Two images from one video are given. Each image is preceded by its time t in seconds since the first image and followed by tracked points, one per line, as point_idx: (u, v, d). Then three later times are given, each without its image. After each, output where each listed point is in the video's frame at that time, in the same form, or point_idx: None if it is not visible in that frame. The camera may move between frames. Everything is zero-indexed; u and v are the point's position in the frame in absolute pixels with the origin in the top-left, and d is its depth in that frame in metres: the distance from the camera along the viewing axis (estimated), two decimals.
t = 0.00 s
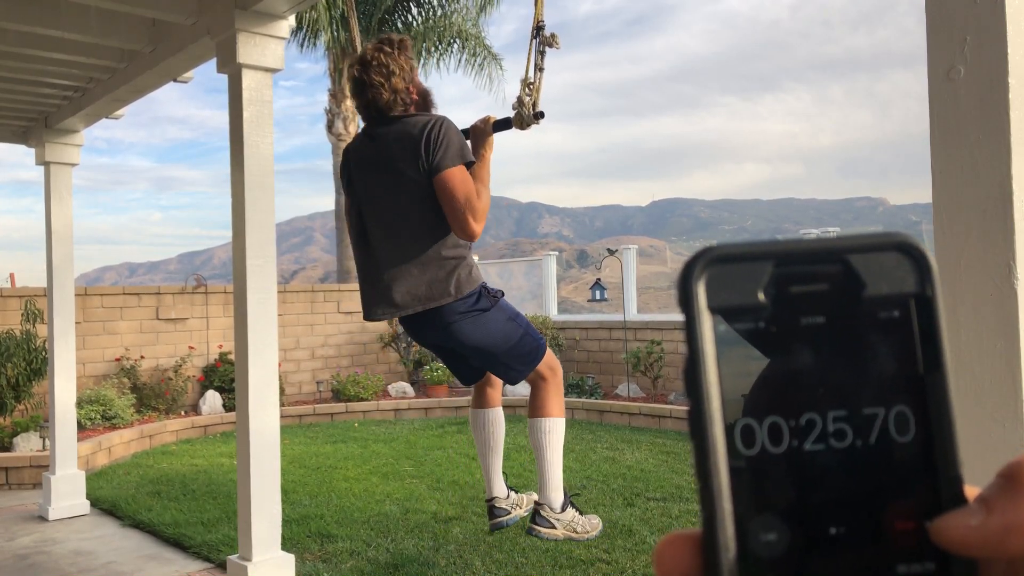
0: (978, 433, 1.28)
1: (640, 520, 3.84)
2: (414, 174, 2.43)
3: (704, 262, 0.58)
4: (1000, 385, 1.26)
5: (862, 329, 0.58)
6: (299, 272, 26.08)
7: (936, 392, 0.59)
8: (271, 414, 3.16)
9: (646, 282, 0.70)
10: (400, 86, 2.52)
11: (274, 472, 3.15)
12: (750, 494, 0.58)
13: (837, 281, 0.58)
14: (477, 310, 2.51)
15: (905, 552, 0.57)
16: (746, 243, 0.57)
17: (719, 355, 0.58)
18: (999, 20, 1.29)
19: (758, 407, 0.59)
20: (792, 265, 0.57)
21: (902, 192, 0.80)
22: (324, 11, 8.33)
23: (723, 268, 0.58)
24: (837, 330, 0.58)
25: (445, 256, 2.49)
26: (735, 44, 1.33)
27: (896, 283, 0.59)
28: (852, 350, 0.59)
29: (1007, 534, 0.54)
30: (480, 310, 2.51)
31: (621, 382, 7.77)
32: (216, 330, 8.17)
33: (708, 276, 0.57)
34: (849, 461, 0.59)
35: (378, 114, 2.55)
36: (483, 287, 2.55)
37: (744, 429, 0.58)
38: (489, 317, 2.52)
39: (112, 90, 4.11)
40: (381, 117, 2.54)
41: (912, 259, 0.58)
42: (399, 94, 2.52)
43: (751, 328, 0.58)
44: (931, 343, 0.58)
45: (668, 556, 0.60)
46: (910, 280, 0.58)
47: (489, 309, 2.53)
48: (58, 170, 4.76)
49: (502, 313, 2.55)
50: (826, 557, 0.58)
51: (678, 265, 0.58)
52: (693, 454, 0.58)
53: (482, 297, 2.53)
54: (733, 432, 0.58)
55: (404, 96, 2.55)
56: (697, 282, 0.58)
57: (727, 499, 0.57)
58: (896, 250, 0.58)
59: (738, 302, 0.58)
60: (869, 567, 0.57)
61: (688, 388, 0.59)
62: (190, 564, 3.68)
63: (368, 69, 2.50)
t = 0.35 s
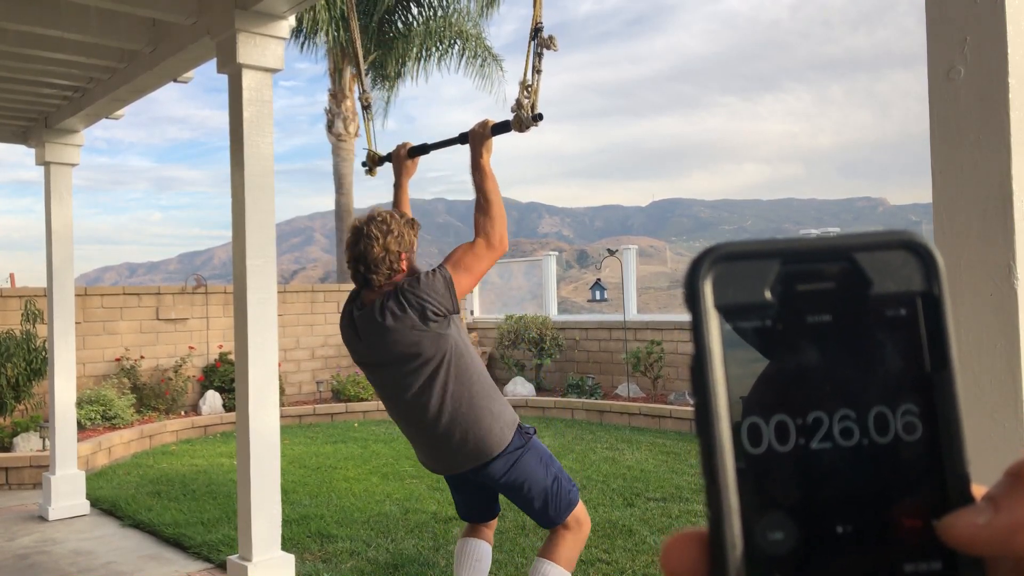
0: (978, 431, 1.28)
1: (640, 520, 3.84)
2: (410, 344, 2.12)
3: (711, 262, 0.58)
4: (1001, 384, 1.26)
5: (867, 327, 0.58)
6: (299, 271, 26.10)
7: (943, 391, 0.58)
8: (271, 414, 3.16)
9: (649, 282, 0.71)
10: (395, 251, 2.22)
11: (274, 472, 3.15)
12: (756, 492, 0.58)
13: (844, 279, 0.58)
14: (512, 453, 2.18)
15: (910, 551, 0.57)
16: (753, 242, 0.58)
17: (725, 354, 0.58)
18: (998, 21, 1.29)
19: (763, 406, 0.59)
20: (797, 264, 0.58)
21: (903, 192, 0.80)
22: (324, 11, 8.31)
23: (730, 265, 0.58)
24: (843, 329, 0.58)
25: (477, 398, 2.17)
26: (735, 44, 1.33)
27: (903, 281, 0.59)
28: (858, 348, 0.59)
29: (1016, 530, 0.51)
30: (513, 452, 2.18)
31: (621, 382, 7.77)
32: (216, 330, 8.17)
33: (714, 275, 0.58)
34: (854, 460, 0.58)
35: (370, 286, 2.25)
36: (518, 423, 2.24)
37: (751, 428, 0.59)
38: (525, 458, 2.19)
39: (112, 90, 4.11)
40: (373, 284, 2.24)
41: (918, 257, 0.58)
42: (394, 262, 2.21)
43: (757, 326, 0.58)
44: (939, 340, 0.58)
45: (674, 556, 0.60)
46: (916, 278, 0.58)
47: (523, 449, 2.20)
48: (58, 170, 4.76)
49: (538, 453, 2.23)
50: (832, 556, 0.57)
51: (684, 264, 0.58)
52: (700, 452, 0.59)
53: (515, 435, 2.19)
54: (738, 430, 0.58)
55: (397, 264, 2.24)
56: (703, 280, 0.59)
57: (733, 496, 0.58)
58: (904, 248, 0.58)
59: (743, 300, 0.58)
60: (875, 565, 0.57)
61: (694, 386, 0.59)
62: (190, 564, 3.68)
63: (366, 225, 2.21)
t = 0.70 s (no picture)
0: (978, 431, 1.28)
1: (640, 520, 3.84)
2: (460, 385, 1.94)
3: (706, 264, 0.57)
4: (1000, 384, 1.26)
5: (864, 330, 0.59)
6: (299, 271, 26.10)
7: (941, 393, 0.58)
8: (271, 414, 3.17)
9: (648, 282, 0.71)
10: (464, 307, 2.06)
11: (274, 472, 3.15)
12: (752, 497, 0.57)
13: (840, 281, 0.58)
14: (511, 541, 1.98)
15: (909, 554, 0.57)
16: (749, 245, 0.57)
17: (722, 356, 0.58)
18: (999, 21, 1.29)
19: (759, 407, 0.58)
20: (794, 265, 0.57)
21: (902, 193, 0.81)
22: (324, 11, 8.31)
23: (725, 268, 0.57)
24: (839, 331, 0.58)
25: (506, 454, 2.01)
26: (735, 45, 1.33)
27: (898, 283, 0.58)
28: (854, 350, 0.59)
29: (1014, 532, 0.55)
30: (513, 540, 1.98)
31: (621, 382, 7.76)
32: (216, 330, 8.17)
33: (709, 278, 0.57)
34: (851, 463, 0.59)
35: (432, 329, 2.07)
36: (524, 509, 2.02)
37: (747, 431, 0.58)
38: (523, 549, 1.99)
39: (112, 90, 4.11)
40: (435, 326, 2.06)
41: (915, 259, 0.58)
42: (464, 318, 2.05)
43: (755, 329, 0.58)
44: (935, 342, 0.58)
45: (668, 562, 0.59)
46: (912, 280, 0.58)
47: (524, 540, 2.00)
48: (58, 170, 4.76)
49: (538, 548, 2.02)
50: (828, 558, 0.57)
51: (681, 266, 0.57)
52: (696, 458, 0.58)
53: (518, 525, 1.99)
54: (735, 435, 0.58)
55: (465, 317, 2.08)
56: (699, 282, 0.57)
57: (730, 502, 0.57)
58: (900, 249, 0.58)
59: (741, 303, 0.58)
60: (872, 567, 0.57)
61: (691, 392, 0.58)
62: (190, 564, 3.68)
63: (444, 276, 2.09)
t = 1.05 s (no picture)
0: (979, 429, 1.27)
1: (640, 520, 3.84)
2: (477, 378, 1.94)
3: (697, 267, 0.57)
4: (999, 384, 1.26)
5: (855, 332, 0.58)
6: (298, 271, 26.10)
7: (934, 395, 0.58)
8: (271, 414, 3.17)
9: (648, 282, 0.69)
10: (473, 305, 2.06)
11: (274, 472, 3.15)
12: (744, 500, 0.58)
13: (830, 283, 0.58)
14: (504, 545, 1.97)
15: (899, 557, 0.56)
16: (738, 247, 0.57)
17: (713, 358, 0.58)
18: (999, 21, 1.29)
19: (750, 411, 0.59)
20: (784, 267, 0.57)
21: (902, 193, 0.81)
22: (324, 11, 8.30)
23: (715, 271, 0.57)
24: (830, 333, 0.58)
25: (517, 447, 2.01)
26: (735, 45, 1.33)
27: (890, 285, 0.58)
28: (845, 352, 0.59)
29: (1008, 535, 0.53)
30: (506, 545, 1.97)
31: (621, 382, 7.76)
32: (216, 330, 8.17)
33: (699, 282, 0.57)
34: (844, 466, 0.58)
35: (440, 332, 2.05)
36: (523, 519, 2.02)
37: (737, 433, 0.58)
38: (514, 557, 1.98)
39: (112, 90, 4.11)
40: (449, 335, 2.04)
41: (906, 260, 0.57)
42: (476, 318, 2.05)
43: (746, 332, 0.58)
44: (926, 344, 0.58)
45: (662, 564, 0.60)
46: (903, 282, 0.58)
47: (517, 549, 1.99)
48: (58, 170, 4.76)
49: (528, 563, 2.00)
50: (820, 561, 0.57)
51: (671, 270, 0.58)
52: (688, 461, 0.58)
53: (514, 532, 1.98)
54: (726, 437, 0.58)
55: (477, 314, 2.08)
56: (689, 286, 0.58)
57: (721, 505, 0.57)
58: (890, 251, 0.57)
59: (730, 306, 0.58)
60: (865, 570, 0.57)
61: (682, 394, 0.58)
62: (190, 564, 3.68)
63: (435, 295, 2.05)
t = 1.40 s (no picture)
0: (975, 430, 1.28)
1: (640, 520, 3.84)
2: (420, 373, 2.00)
3: (693, 261, 0.58)
4: (999, 384, 1.26)
5: (852, 326, 0.58)
6: (298, 271, 26.11)
7: (929, 391, 0.58)
8: (271, 414, 3.17)
9: (648, 282, 0.70)
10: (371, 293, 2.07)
11: (274, 472, 3.15)
12: (740, 495, 0.58)
13: (827, 277, 0.57)
14: (510, 488, 2.09)
15: (893, 552, 0.56)
16: (735, 242, 0.58)
17: (708, 352, 0.58)
18: (999, 21, 1.28)
19: (746, 406, 0.58)
20: (781, 261, 0.57)
21: (903, 192, 0.81)
22: (325, 11, 8.32)
23: (712, 264, 0.58)
24: (827, 327, 0.58)
25: (475, 410, 2.07)
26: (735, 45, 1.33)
27: (887, 280, 0.58)
28: (842, 347, 0.58)
29: (1002, 528, 0.51)
30: (514, 485, 2.09)
31: (621, 382, 7.77)
32: (216, 330, 8.17)
33: (695, 275, 0.58)
34: (840, 461, 0.58)
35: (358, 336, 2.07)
36: (521, 458, 2.12)
37: (734, 427, 0.58)
38: (524, 493, 2.09)
39: (112, 90, 4.11)
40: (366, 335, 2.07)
41: (901, 255, 0.57)
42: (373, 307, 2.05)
43: (742, 325, 0.58)
44: (922, 339, 0.57)
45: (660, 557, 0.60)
46: (900, 277, 0.58)
47: (525, 485, 2.09)
48: (58, 170, 4.76)
49: (540, 493, 2.12)
50: (817, 556, 0.57)
51: (669, 264, 0.58)
52: (684, 455, 0.59)
53: (517, 472, 2.09)
54: (722, 430, 0.58)
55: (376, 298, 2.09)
56: (686, 278, 0.58)
57: (717, 499, 0.57)
58: (887, 245, 0.57)
59: (727, 300, 0.58)
60: (863, 565, 0.57)
61: (678, 390, 0.58)
62: (190, 564, 3.68)
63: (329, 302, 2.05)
